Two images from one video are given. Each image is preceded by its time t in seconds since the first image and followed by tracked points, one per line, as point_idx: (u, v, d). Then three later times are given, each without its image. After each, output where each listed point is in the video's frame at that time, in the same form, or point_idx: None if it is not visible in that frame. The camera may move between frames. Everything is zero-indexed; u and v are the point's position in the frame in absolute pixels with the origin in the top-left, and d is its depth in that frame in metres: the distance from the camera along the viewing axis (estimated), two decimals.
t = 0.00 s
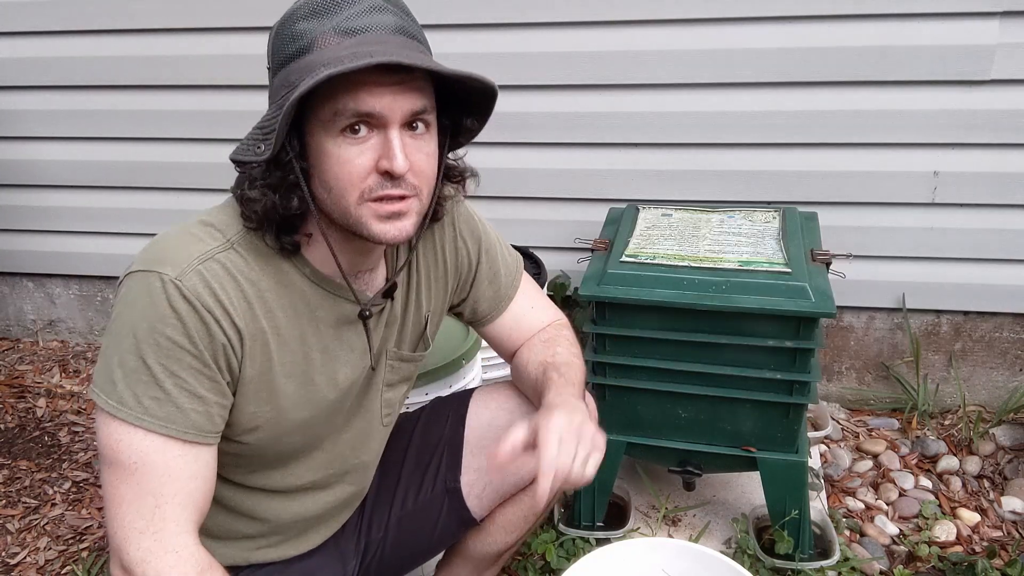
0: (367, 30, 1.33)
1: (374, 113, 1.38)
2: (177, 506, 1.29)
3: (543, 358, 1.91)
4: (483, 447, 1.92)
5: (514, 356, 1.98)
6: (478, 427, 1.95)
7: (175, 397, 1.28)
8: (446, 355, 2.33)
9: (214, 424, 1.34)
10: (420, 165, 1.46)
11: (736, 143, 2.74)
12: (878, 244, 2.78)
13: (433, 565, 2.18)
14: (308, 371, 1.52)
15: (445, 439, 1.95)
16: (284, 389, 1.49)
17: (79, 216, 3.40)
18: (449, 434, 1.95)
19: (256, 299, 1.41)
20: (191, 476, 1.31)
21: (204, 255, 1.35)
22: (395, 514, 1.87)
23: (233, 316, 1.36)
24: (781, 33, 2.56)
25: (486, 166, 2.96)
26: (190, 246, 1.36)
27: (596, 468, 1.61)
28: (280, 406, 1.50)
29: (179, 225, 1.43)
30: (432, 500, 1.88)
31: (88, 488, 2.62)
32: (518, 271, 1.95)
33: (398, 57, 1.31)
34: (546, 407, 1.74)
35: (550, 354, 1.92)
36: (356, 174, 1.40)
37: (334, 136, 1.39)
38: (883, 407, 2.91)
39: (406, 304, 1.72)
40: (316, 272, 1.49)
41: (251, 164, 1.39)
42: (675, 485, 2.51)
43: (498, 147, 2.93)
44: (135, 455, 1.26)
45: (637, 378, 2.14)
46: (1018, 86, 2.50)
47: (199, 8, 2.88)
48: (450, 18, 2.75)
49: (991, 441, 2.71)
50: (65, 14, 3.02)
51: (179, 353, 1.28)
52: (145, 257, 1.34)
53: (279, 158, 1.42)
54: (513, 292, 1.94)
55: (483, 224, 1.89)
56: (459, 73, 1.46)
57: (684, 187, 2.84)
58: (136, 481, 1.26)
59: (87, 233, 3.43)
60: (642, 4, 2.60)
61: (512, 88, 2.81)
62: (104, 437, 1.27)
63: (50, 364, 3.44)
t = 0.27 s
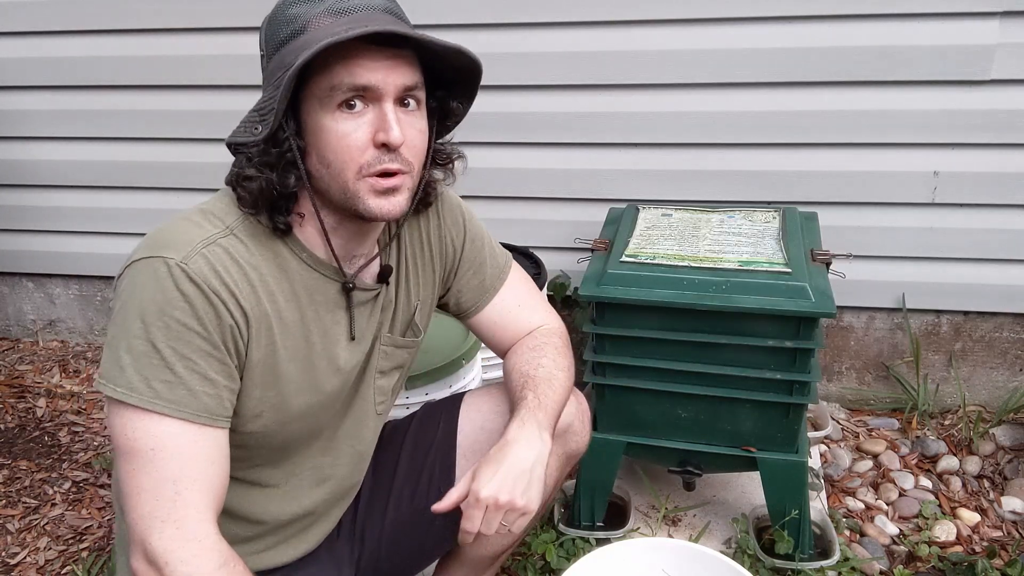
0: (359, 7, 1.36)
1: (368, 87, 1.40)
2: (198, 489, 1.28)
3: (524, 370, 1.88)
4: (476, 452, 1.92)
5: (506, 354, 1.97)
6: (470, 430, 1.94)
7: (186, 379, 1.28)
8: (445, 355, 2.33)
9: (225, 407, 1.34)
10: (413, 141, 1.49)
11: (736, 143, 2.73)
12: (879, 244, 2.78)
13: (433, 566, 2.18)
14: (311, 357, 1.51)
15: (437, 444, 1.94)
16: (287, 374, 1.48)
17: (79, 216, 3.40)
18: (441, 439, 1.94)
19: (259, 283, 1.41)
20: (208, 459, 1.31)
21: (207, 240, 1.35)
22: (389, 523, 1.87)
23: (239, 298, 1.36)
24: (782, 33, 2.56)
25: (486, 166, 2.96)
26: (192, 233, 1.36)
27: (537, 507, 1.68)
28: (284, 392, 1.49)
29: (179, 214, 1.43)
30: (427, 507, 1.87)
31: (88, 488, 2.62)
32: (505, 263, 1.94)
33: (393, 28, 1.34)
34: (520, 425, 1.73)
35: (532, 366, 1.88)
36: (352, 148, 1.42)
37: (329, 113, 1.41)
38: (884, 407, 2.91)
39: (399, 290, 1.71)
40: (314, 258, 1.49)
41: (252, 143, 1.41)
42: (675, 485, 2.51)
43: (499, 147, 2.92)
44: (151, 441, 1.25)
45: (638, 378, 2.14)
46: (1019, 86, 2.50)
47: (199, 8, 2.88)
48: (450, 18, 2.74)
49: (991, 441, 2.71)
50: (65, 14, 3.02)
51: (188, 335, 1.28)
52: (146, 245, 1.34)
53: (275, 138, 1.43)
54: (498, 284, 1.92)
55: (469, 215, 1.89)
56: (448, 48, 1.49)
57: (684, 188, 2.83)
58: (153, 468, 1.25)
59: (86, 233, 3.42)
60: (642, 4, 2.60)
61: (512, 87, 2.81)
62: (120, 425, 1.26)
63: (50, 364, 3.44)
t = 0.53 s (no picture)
0: (353, 6, 1.36)
1: (362, 86, 1.41)
2: (212, 490, 1.29)
3: (525, 370, 1.87)
4: (474, 453, 1.91)
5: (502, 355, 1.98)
6: (469, 433, 1.93)
7: (190, 380, 1.28)
8: (445, 355, 2.34)
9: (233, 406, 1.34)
10: (407, 139, 1.49)
11: (737, 143, 2.73)
12: (879, 244, 2.78)
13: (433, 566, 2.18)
14: (305, 355, 1.50)
15: (436, 446, 1.94)
16: (284, 373, 1.47)
17: (78, 216, 3.39)
18: (440, 441, 1.94)
19: (253, 282, 1.40)
20: (220, 459, 1.31)
21: (199, 241, 1.35)
22: (389, 527, 1.87)
23: (234, 297, 1.35)
24: (782, 33, 2.56)
25: (486, 166, 2.96)
26: (184, 234, 1.35)
27: (559, 507, 1.68)
28: (283, 390, 1.48)
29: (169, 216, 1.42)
30: (427, 510, 1.87)
31: (88, 488, 2.62)
32: (497, 262, 1.95)
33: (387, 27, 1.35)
34: (531, 426, 1.73)
35: (534, 366, 1.88)
36: (346, 147, 1.42)
37: (323, 112, 1.41)
38: (884, 407, 2.91)
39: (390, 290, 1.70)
40: (306, 258, 1.48)
41: (242, 143, 1.41)
42: (675, 485, 2.51)
43: (499, 147, 2.92)
44: (163, 444, 1.26)
45: (637, 378, 2.14)
46: (1019, 85, 2.50)
47: (199, 8, 2.88)
48: (450, 18, 2.74)
49: (991, 441, 2.71)
50: (64, 14, 3.01)
51: (188, 336, 1.28)
52: (138, 249, 1.33)
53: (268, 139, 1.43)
54: (491, 284, 1.93)
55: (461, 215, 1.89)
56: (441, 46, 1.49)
57: (685, 188, 2.83)
58: (166, 471, 1.26)
59: (86, 233, 3.42)
60: (642, 4, 2.60)
61: (512, 87, 2.81)
62: (129, 431, 1.26)
63: (50, 364, 3.43)
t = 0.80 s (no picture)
0: (337, 11, 1.35)
1: (346, 91, 1.40)
2: (201, 496, 1.29)
3: (530, 375, 1.88)
4: (476, 455, 1.92)
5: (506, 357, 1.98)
6: (471, 434, 1.94)
7: (178, 387, 1.28)
8: (445, 355, 2.33)
9: (221, 413, 1.34)
10: (395, 144, 1.48)
11: (737, 143, 2.73)
12: (879, 244, 2.78)
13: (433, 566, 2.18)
14: (302, 358, 1.50)
15: (438, 448, 1.94)
16: (279, 378, 1.47)
17: (78, 216, 3.39)
18: (442, 442, 1.95)
19: (246, 287, 1.40)
20: (210, 466, 1.32)
21: (191, 246, 1.35)
22: (390, 528, 1.86)
23: (226, 302, 1.35)
24: (783, 33, 2.56)
25: (487, 166, 2.96)
26: (178, 239, 1.35)
27: (568, 512, 1.69)
28: (278, 394, 1.48)
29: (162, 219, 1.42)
30: (429, 511, 1.87)
31: (88, 488, 2.62)
32: (501, 263, 1.95)
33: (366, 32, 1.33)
34: (540, 430, 1.74)
35: (538, 370, 1.88)
36: (331, 152, 1.42)
37: (310, 117, 1.41)
38: (883, 407, 2.92)
39: (390, 292, 1.70)
40: (300, 261, 1.48)
41: (233, 150, 1.42)
42: (675, 485, 2.51)
43: (499, 147, 2.92)
44: (153, 450, 1.26)
45: (638, 378, 2.14)
46: (1019, 85, 2.50)
47: (199, 8, 2.88)
48: (450, 18, 2.74)
49: (991, 441, 2.71)
50: (64, 14, 3.01)
51: (177, 342, 1.28)
52: (130, 254, 1.34)
53: (257, 143, 1.44)
54: (495, 286, 1.92)
55: (465, 217, 1.89)
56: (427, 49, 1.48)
57: (685, 188, 2.83)
58: (155, 476, 1.26)
59: (86, 233, 3.42)
60: (642, 4, 2.60)
61: (513, 87, 2.81)
62: (118, 435, 1.27)
63: (50, 364, 3.43)
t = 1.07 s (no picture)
0: (359, 26, 1.33)
1: (363, 111, 1.37)
2: (194, 513, 1.30)
3: (531, 379, 1.88)
4: (477, 457, 1.92)
5: (509, 362, 1.98)
6: (471, 435, 1.95)
7: (177, 403, 1.28)
8: (445, 355, 2.34)
9: (220, 428, 1.34)
10: (409, 165, 1.46)
11: (736, 143, 2.73)
12: (879, 243, 2.78)
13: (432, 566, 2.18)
14: (303, 370, 1.51)
15: (439, 449, 1.95)
16: (279, 389, 1.47)
17: (78, 216, 3.39)
18: (443, 443, 1.95)
19: (249, 300, 1.40)
20: (205, 482, 1.32)
21: (194, 258, 1.34)
22: (390, 529, 1.85)
23: (227, 316, 1.34)
24: (783, 33, 2.56)
25: (487, 166, 2.96)
26: (179, 249, 1.35)
27: (563, 522, 1.70)
28: (278, 406, 1.48)
29: (166, 227, 1.42)
30: (429, 512, 1.87)
31: (88, 488, 2.62)
32: (507, 270, 1.94)
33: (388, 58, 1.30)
34: (536, 437, 1.73)
35: (540, 374, 1.88)
36: (342, 172, 1.40)
37: (323, 134, 1.39)
38: (884, 407, 2.92)
39: (394, 301, 1.70)
40: (305, 273, 1.48)
41: (240, 158, 1.39)
42: (675, 485, 2.51)
43: (498, 147, 2.92)
44: (148, 466, 1.26)
45: (638, 378, 2.14)
46: (1019, 85, 2.50)
47: (199, 8, 2.88)
48: (450, 18, 2.74)
49: (991, 441, 2.71)
50: (65, 14, 3.02)
51: (177, 358, 1.28)
52: (134, 263, 1.33)
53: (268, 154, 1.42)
54: (500, 293, 1.92)
55: (471, 224, 1.88)
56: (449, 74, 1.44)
57: (685, 188, 2.83)
58: (150, 492, 1.26)
59: (86, 233, 3.42)
60: (642, 4, 2.60)
61: (512, 87, 2.81)
62: (113, 448, 1.27)
63: (50, 364, 3.44)
